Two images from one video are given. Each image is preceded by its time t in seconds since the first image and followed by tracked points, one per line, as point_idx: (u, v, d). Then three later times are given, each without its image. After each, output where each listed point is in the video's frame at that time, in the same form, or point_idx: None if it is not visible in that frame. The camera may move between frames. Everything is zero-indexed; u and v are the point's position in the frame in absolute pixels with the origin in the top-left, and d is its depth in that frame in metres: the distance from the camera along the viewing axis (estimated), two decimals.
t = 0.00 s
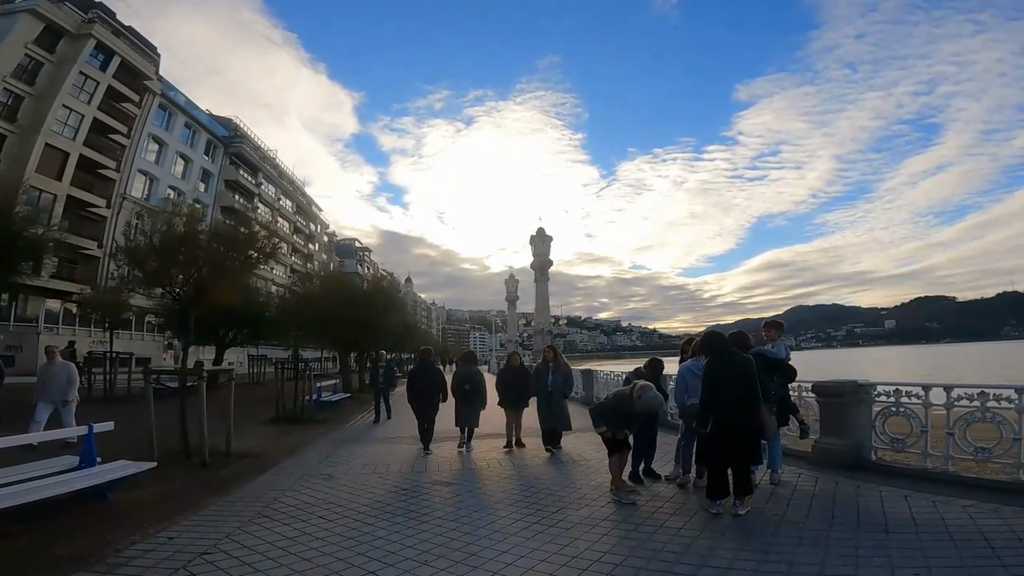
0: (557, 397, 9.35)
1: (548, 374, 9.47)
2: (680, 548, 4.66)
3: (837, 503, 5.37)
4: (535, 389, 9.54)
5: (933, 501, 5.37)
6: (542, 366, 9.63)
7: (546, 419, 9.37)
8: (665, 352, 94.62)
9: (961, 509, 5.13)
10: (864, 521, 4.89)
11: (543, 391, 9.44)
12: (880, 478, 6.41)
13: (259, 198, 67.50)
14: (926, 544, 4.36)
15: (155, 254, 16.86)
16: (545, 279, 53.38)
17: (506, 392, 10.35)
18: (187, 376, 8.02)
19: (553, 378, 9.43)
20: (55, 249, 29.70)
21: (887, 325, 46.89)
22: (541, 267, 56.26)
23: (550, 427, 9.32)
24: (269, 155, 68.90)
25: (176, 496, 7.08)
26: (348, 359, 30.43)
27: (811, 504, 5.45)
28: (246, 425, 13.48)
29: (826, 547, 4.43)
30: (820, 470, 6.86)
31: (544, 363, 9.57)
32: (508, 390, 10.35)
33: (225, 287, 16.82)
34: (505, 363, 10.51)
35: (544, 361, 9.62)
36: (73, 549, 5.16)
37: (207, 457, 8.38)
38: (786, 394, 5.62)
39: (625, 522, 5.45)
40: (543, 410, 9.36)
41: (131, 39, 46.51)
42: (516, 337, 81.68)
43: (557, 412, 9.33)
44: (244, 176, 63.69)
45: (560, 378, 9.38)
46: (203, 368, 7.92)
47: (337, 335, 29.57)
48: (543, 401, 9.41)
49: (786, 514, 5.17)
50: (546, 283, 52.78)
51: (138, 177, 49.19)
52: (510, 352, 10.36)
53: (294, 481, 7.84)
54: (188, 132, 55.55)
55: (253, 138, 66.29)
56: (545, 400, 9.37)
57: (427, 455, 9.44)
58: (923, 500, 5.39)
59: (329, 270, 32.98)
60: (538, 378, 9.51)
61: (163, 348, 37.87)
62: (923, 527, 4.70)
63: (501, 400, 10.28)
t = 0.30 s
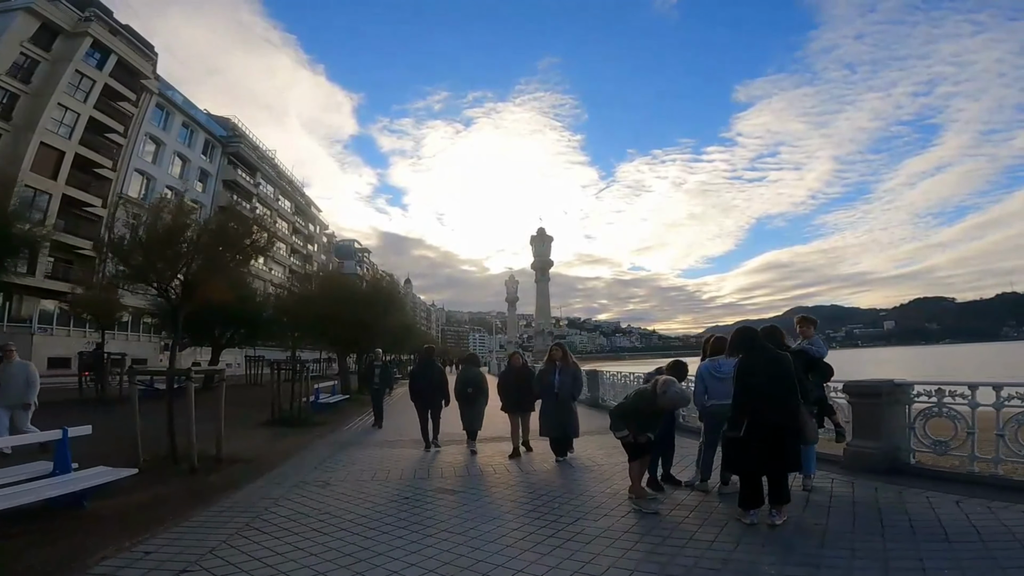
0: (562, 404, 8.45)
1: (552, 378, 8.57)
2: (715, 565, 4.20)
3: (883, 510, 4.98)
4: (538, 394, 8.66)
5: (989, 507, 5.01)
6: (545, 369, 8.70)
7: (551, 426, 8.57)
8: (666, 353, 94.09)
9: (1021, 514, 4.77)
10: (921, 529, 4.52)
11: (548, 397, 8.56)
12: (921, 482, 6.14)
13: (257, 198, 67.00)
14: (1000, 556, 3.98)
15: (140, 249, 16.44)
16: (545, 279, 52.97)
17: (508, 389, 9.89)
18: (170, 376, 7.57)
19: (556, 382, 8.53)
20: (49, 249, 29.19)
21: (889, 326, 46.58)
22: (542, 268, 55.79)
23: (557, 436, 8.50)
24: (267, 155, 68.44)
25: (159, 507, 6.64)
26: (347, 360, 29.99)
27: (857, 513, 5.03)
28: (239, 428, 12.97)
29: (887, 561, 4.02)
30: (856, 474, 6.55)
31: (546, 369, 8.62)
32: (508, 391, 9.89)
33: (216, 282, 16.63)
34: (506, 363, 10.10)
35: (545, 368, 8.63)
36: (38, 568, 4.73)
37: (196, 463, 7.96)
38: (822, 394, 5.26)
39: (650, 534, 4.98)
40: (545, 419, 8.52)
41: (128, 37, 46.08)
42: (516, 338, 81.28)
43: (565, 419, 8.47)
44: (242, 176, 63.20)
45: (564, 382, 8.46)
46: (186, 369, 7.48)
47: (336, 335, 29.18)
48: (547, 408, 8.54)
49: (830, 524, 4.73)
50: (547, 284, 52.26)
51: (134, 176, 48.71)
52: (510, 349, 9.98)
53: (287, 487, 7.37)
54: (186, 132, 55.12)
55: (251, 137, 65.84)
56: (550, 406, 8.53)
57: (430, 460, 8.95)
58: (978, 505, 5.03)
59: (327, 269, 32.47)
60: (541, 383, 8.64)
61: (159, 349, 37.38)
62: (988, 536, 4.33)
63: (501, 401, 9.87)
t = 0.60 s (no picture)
0: (579, 410, 7.64)
1: (564, 383, 7.83)
2: None
3: (934, 522, 4.85)
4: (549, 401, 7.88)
5: None
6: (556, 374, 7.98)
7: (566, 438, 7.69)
8: (666, 353, 93.73)
9: None
10: (980, 540, 4.45)
11: (561, 405, 7.77)
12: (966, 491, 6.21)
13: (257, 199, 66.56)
14: None
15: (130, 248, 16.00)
16: (546, 280, 52.63)
17: (514, 395, 9.39)
18: (160, 382, 7.13)
19: (569, 387, 7.77)
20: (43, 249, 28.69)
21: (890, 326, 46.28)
22: (543, 268, 55.42)
23: (573, 449, 7.62)
24: (267, 155, 67.97)
25: (148, 521, 6.24)
26: (347, 361, 29.62)
27: (905, 525, 4.93)
28: (235, 434, 12.58)
29: None
30: (899, 484, 6.62)
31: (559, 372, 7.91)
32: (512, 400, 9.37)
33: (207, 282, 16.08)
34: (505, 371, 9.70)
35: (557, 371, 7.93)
36: None
37: (187, 473, 7.56)
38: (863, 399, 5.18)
39: (683, 554, 4.60)
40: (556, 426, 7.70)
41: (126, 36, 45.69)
42: (516, 339, 80.91)
43: (582, 429, 7.61)
44: (242, 176, 62.76)
45: (578, 386, 7.70)
46: (176, 375, 7.03)
47: (337, 336, 28.83)
48: (561, 416, 7.71)
49: (881, 540, 4.59)
50: (548, 284, 51.84)
51: (132, 176, 48.29)
52: (513, 355, 9.48)
53: (286, 499, 6.96)
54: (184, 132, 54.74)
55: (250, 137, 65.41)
56: (563, 415, 7.68)
57: (436, 469, 8.53)
58: None
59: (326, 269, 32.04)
60: (552, 390, 7.89)
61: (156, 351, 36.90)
62: None
63: (505, 410, 9.30)
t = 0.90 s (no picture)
0: (589, 415, 7.13)
1: (573, 385, 7.32)
2: None
3: (990, 533, 4.78)
4: (558, 404, 7.36)
5: None
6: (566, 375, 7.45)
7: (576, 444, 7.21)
8: (666, 353, 93.38)
9: None
10: None
11: (571, 409, 7.26)
12: (1012, 494, 6.36)
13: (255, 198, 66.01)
14: None
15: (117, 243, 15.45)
16: (547, 280, 52.28)
17: (523, 400, 8.71)
18: (142, 384, 6.69)
19: (579, 389, 7.24)
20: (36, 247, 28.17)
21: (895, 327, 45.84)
22: (543, 268, 55.01)
23: (584, 457, 7.12)
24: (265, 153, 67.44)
25: (127, 531, 5.81)
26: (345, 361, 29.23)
27: (959, 532, 4.90)
28: (229, 436, 12.22)
29: None
30: (941, 487, 6.75)
31: (568, 373, 7.40)
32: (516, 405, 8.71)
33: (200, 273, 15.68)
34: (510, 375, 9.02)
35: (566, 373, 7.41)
36: None
37: (174, 478, 7.14)
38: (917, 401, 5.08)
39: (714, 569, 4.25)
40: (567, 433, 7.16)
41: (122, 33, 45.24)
42: (516, 339, 80.51)
43: (593, 435, 7.13)
44: (239, 175, 62.24)
45: (587, 388, 7.17)
46: (160, 376, 6.57)
47: (334, 336, 28.54)
48: (571, 422, 7.22)
49: (936, 550, 4.52)
50: (548, 284, 51.41)
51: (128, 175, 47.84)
52: (519, 354, 8.89)
53: (278, 506, 6.53)
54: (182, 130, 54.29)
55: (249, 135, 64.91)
56: (572, 417, 7.21)
57: (438, 473, 8.10)
58: None
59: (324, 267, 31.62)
60: (561, 391, 7.36)
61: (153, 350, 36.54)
62: None
63: (510, 413, 8.69)
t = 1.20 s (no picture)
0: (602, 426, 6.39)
1: (583, 393, 6.61)
2: None
3: None
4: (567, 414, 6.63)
5: None
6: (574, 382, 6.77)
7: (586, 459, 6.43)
8: (666, 353, 92.96)
9: None
10: None
11: (581, 419, 6.52)
12: None
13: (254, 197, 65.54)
14: None
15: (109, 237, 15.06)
16: (547, 279, 51.86)
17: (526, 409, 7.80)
18: (126, 386, 6.31)
19: (590, 399, 6.53)
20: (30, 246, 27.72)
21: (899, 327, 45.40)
22: (544, 268, 54.59)
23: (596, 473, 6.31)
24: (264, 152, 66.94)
25: (108, 545, 5.45)
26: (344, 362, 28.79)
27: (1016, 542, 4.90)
28: (223, 440, 11.82)
29: None
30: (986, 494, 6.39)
31: (578, 379, 6.73)
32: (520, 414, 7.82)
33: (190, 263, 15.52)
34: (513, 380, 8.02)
35: (576, 379, 6.75)
36: None
37: (161, 486, 6.75)
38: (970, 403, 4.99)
39: None
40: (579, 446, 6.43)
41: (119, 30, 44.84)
42: (516, 339, 80.04)
43: (607, 449, 6.39)
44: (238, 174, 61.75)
45: (599, 396, 6.47)
46: (144, 379, 6.18)
47: (333, 336, 28.17)
48: (581, 433, 6.49)
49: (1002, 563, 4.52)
50: (549, 284, 50.98)
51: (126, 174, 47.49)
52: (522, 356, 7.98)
53: (272, 517, 6.14)
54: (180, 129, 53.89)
55: (247, 134, 64.47)
56: (583, 427, 6.49)
57: (442, 480, 7.74)
58: None
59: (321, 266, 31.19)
60: (569, 399, 6.67)
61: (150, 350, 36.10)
62: None
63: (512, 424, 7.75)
